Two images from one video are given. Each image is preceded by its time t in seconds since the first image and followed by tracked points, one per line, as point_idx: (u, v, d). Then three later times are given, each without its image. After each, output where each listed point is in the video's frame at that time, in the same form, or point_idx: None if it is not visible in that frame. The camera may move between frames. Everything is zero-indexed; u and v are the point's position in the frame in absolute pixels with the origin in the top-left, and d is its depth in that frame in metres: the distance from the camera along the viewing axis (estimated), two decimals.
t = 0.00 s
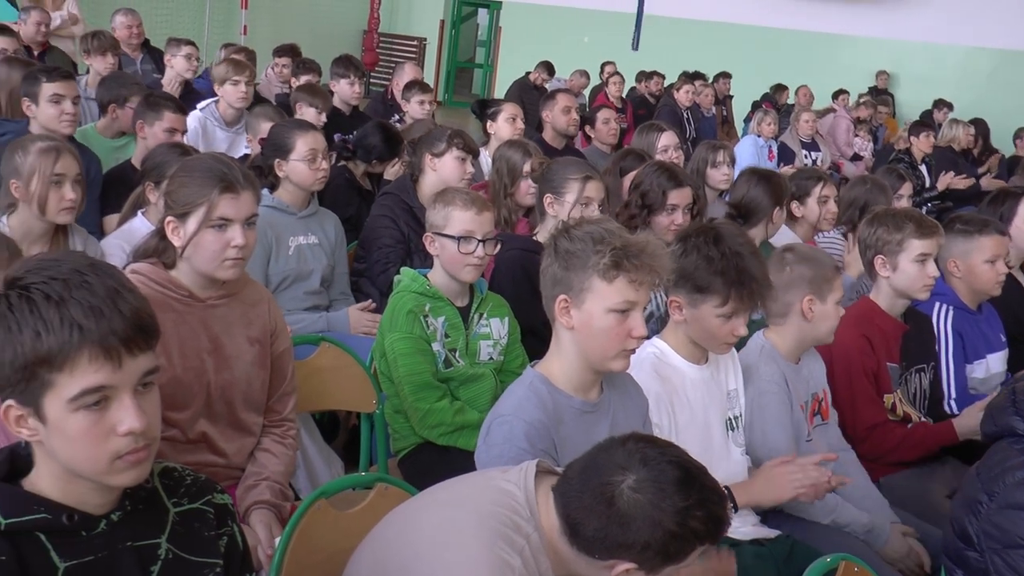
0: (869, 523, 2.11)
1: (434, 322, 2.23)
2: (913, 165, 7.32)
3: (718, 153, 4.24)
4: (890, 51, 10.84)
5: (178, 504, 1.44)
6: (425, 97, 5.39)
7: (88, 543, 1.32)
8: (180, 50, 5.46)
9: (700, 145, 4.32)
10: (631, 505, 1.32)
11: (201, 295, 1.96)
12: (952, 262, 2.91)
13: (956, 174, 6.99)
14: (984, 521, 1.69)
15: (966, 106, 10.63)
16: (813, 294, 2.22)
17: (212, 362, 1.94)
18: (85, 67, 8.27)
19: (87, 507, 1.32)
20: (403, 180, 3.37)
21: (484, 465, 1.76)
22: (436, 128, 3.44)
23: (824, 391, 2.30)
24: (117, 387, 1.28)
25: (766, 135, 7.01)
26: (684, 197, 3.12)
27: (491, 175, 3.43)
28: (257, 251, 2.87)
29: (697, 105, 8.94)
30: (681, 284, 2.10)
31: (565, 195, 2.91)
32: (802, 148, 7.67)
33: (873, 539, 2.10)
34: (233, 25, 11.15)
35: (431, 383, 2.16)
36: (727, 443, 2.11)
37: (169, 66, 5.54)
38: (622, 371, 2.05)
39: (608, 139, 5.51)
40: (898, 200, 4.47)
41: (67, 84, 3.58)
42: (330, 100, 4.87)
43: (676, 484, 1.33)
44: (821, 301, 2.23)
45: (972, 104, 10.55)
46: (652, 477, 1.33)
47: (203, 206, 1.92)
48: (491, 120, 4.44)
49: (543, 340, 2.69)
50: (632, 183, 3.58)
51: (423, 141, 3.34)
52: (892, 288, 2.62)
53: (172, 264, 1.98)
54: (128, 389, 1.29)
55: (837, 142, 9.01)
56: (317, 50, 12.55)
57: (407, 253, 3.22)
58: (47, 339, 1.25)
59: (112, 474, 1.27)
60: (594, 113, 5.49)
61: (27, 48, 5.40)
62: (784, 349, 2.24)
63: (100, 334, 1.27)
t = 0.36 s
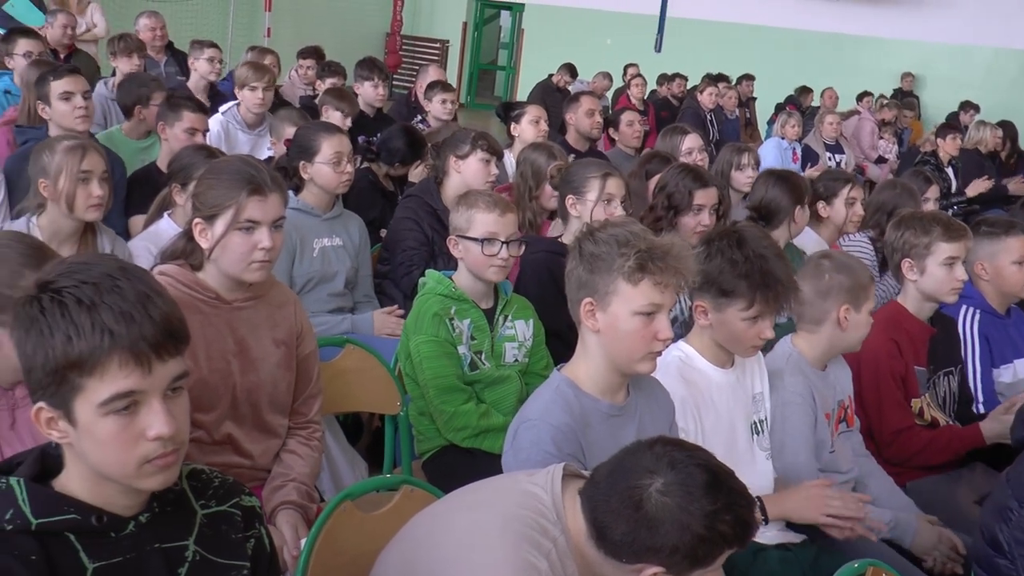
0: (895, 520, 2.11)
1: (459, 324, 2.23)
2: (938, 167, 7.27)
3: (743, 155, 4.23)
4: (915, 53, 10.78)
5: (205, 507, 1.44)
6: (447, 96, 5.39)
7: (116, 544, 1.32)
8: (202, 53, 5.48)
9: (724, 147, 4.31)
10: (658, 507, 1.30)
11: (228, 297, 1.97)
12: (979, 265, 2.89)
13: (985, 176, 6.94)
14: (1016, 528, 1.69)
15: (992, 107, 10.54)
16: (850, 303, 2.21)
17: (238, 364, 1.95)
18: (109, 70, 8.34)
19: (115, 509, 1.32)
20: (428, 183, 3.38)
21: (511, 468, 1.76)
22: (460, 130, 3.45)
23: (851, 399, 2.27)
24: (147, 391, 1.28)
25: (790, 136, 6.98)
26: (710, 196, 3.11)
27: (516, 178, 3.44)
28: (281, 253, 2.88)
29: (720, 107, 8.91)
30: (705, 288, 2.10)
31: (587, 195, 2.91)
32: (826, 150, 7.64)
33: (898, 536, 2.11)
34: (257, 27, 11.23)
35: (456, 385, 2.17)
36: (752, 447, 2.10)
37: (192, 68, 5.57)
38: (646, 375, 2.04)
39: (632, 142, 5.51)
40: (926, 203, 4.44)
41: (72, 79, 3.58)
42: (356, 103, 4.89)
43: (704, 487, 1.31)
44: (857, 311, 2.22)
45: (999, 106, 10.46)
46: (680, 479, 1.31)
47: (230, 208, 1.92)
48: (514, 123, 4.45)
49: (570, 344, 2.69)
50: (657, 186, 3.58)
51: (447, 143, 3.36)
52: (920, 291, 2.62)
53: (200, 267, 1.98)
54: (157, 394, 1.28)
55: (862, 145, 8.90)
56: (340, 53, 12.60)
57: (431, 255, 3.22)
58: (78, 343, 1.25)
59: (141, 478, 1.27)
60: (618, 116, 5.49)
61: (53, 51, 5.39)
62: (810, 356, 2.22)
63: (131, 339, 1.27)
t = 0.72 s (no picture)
0: (923, 524, 2.10)
1: (484, 326, 2.23)
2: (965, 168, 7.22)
3: (769, 157, 4.23)
4: (941, 54, 10.71)
5: (235, 509, 1.43)
6: (463, 95, 5.40)
7: (148, 546, 1.31)
8: (223, 53, 5.49)
9: (750, 148, 4.30)
10: (685, 513, 1.26)
11: (252, 298, 1.97)
12: (1010, 270, 2.86)
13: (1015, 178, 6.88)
14: None
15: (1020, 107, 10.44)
16: (885, 316, 2.20)
17: (263, 365, 1.95)
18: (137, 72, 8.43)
19: (146, 511, 1.32)
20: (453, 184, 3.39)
21: (537, 472, 1.76)
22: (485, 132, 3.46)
23: (880, 404, 2.26)
24: (182, 398, 1.27)
25: (814, 138, 6.95)
26: (736, 197, 3.10)
27: (541, 180, 3.45)
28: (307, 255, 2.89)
29: (745, 109, 8.86)
30: (727, 288, 2.11)
31: (610, 198, 2.91)
32: (852, 152, 7.60)
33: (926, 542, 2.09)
34: (281, 28, 11.34)
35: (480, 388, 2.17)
36: (779, 451, 2.10)
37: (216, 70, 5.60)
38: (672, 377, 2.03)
39: (658, 143, 5.52)
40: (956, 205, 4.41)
41: (94, 88, 3.59)
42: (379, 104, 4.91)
43: (732, 493, 1.26)
44: (891, 323, 2.20)
45: None
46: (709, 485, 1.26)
47: (255, 210, 1.92)
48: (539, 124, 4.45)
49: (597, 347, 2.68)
50: (682, 188, 3.56)
51: (473, 145, 3.37)
52: (949, 295, 2.60)
53: (225, 268, 1.99)
54: (192, 401, 1.28)
55: (887, 146, 8.80)
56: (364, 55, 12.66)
57: (456, 258, 3.22)
58: (115, 348, 1.25)
59: (173, 483, 1.27)
60: (643, 117, 5.50)
61: (81, 53, 5.44)
62: (842, 362, 2.22)
63: (168, 346, 1.26)
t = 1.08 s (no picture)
0: (953, 534, 2.09)
1: (509, 330, 2.23)
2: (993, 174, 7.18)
3: (796, 161, 4.21)
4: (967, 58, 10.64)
5: (262, 512, 1.42)
6: (483, 98, 5.41)
7: (176, 549, 1.30)
8: (246, 56, 5.52)
9: (777, 152, 4.28)
10: (710, 521, 1.24)
11: (279, 300, 1.97)
12: None
13: None
14: None
15: None
16: (909, 317, 2.18)
17: (290, 367, 1.95)
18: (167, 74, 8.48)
19: (175, 513, 1.31)
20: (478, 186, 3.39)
21: (562, 477, 1.75)
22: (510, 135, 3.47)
23: (909, 410, 2.24)
24: (213, 402, 1.26)
25: (841, 143, 6.91)
26: (765, 203, 3.09)
27: (566, 183, 3.45)
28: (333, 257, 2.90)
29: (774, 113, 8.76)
30: (750, 289, 2.10)
31: (637, 204, 2.91)
32: (878, 157, 7.57)
33: (957, 552, 2.08)
34: (307, 32, 11.36)
35: (505, 393, 2.17)
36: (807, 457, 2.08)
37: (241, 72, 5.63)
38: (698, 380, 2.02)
39: (684, 148, 5.52)
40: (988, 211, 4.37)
41: (120, 98, 3.58)
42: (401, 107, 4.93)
43: (759, 501, 1.24)
44: (915, 324, 2.18)
45: None
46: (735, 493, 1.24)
47: (282, 212, 1.92)
48: (565, 127, 4.44)
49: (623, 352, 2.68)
50: (708, 192, 3.55)
51: (498, 149, 3.38)
52: (980, 301, 2.58)
53: (251, 270, 1.99)
54: (223, 405, 1.27)
55: (914, 151, 8.65)
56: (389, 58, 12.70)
57: (482, 262, 3.22)
58: (147, 351, 1.26)
59: (202, 486, 1.25)
60: (669, 121, 5.49)
61: (108, 55, 5.47)
62: (869, 367, 2.20)
63: (199, 350, 1.26)
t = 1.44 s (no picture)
0: (983, 544, 2.10)
1: (535, 334, 2.24)
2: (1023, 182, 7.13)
3: (825, 167, 4.19)
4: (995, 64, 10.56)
5: (289, 511, 1.42)
6: (510, 101, 5.41)
7: (202, 548, 1.30)
8: (276, 58, 5.54)
9: (805, 158, 4.27)
10: (728, 520, 1.22)
11: (307, 302, 1.98)
12: None
13: None
14: None
15: None
16: (931, 320, 2.16)
17: (317, 369, 1.96)
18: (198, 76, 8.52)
19: (201, 513, 1.31)
20: (504, 190, 3.39)
21: (588, 483, 1.75)
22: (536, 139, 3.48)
23: (935, 418, 2.24)
24: (240, 409, 1.26)
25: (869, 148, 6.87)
26: (792, 209, 3.08)
27: (593, 186, 3.45)
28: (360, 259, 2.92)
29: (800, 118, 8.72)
30: (778, 295, 2.09)
31: (663, 208, 2.90)
32: (906, 162, 7.46)
33: (986, 562, 2.09)
34: (333, 35, 11.29)
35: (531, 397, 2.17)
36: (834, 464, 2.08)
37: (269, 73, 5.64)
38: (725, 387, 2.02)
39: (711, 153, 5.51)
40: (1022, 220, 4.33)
41: (152, 99, 3.61)
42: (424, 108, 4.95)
43: (775, 496, 1.22)
44: (938, 327, 2.17)
45: None
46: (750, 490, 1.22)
47: (311, 214, 1.93)
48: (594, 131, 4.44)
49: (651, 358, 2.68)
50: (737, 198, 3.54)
51: (523, 152, 3.38)
52: (1010, 309, 2.57)
53: (279, 271, 2.00)
54: (250, 411, 1.27)
55: (942, 157, 8.73)
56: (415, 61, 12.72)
57: (507, 265, 3.22)
58: (175, 358, 1.25)
59: (229, 490, 1.26)
60: (696, 126, 5.49)
61: (138, 56, 5.50)
62: (896, 374, 2.20)
63: (226, 357, 1.26)
